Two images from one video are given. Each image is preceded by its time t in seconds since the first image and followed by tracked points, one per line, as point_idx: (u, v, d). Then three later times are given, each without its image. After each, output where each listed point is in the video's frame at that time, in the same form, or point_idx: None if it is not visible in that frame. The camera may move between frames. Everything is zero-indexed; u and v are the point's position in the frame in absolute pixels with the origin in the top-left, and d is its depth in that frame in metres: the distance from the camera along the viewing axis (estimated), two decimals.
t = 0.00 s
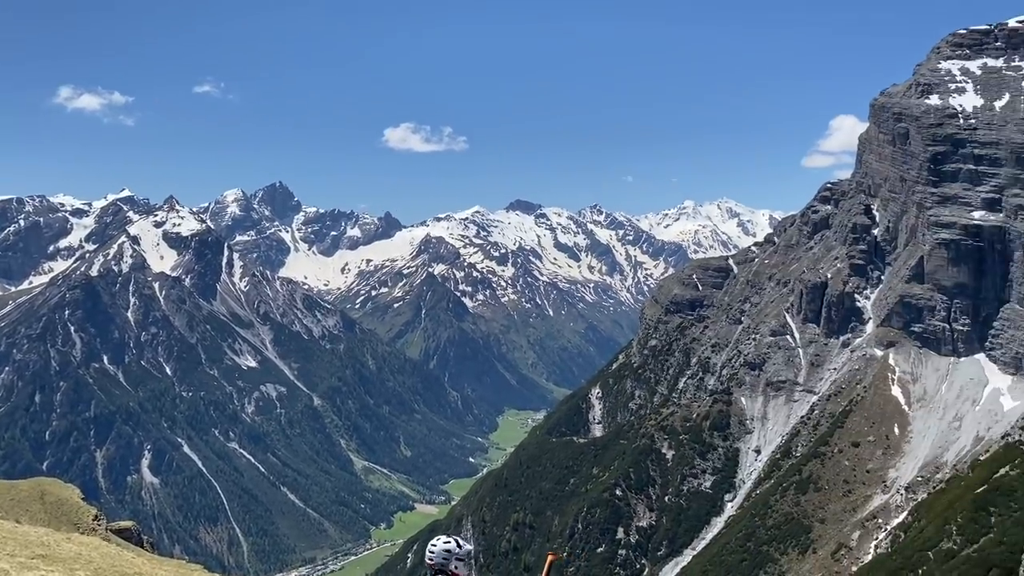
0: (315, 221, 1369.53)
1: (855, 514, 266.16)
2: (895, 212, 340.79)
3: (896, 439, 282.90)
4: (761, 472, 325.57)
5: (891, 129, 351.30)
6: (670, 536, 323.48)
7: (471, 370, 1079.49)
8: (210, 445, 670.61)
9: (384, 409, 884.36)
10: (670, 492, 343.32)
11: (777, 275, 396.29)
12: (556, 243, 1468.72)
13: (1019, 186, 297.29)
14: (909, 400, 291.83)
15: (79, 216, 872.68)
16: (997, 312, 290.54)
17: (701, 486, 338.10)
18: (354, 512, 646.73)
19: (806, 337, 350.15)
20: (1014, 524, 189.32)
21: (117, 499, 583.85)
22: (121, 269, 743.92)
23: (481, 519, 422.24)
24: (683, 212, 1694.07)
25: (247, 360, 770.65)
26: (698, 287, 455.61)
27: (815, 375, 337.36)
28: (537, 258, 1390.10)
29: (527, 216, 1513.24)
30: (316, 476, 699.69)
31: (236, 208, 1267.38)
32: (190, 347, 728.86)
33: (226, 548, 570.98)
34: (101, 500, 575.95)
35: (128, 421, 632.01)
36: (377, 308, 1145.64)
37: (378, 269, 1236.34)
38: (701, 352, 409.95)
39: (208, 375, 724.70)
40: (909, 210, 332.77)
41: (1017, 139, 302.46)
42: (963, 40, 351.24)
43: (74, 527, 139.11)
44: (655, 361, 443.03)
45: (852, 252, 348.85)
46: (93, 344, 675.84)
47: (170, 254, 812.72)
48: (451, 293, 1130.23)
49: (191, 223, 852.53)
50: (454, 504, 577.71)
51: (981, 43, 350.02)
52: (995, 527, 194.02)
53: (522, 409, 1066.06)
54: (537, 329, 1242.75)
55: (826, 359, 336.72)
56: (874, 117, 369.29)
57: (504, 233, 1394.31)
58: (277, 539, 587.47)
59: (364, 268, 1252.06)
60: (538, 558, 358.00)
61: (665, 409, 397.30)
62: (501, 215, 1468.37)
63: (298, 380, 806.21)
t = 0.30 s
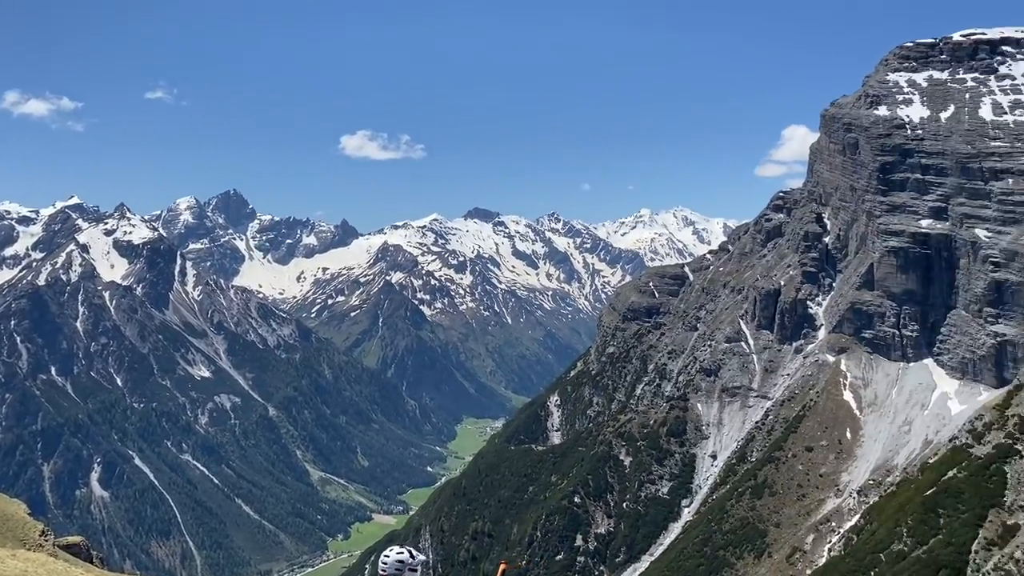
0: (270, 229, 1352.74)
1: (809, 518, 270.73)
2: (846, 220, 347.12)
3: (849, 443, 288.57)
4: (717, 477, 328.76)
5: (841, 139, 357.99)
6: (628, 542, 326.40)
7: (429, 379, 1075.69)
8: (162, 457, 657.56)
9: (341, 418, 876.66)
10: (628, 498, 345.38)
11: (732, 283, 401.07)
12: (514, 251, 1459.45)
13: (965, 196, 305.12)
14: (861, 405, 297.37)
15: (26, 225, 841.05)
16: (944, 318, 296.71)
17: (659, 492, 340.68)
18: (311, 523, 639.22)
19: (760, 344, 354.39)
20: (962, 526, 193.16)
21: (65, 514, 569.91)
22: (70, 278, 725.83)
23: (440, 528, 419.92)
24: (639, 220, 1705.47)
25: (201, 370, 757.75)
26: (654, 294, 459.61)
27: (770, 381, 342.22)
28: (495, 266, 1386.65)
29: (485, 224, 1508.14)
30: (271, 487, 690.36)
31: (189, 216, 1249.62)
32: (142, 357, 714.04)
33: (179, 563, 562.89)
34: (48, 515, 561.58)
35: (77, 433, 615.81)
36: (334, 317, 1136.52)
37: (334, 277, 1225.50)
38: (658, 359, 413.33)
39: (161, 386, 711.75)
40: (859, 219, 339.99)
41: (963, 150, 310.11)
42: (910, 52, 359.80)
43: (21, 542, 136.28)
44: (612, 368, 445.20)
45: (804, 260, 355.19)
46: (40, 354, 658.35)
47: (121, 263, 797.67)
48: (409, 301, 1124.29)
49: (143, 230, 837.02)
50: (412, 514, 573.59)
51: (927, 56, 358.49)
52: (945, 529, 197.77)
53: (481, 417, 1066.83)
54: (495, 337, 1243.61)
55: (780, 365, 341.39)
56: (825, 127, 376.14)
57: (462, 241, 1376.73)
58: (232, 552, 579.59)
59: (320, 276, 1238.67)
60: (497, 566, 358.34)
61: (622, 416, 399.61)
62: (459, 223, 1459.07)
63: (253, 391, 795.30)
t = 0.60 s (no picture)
0: (224, 238, 1333.34)
1: (765, 524, 274.23)
2: (798, 230, 352.92)
3: (803, 450, 292.88)
4: (675, 484, 330.91)
5: (794, 150, 363.91)
6: (587, 550, 328.40)
7: (387, 390, 1069.14)
8: (113, 471, 642.60)
9: (297, 430, 866.55)
10: (586, 507, 346.32)
11: (688, 291, 405.11)
12: (472, 260, 1454.60)
13: (913, 207, 311.75)
14: (814, 411, 302.31)
15: None
16: (894, 326, 303.27)
17: (617, 500, 341.66)
18: (266, 537, 630.16)
19: (716, 351, 357.82)
20: (913, 530, 196.68)
21: (10, 531, 553.66)
22: (16, 289, 705.48)
23: (398, 540, 416.66)
24: (597, 229, 1714.41)
25: (153, 382, 743.14)
26: (612, 303, 462.22)
27: (725, 389, 345.56)
28: (454, 275, 1380.40)
29: (444, 232, 1500.78)
30: (226, 500, 679.24)
31: (140, 225, 1226.34)
32: (92, 369, 697.68)
33: None
34: None
35: (23, 448, 597.16)
36: (290, 327, 1123.99)
37: (290, 286, 1211.25)
38: (616, 367, 415.31)
39: (111, 398, 696.68)
40: (811, 228, 345.51)
41: (911, 161, 316.70)
42: (859, 66, 367.39)
43: None
44: (571, 377, 446.32)
45: (757, 269, 360.64)
46: None
47: (70, 273, 779.96)
48: (366, 311, 1116.02)
49: (93, 240, 819.70)
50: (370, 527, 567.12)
51: (876, 69, 366.21)
52: (896, 532, 201.49)
53: (439, 428, 1064.77)
54: (454, 346, 1241.40)
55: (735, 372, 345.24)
56: (778, 138, 382.20)
57: (420, 251, 1367.65)
58: (185, 567, 569.55)
59: (275, 286, 1222.20)
60: None
61: (581, 425, 400.46)
62: (417, 232, 1448.03)
63: (206, 403, 781.40)
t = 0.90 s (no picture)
0: (178, 248, 1312.37)
1: (722, 531, 276.57)
2: (752, 240, 357.65)
3: (758, 457, 296.30)
4: (633, 493, 331.88)
5: (747, 162, 369.24)
6: (546, 560, 328.29)
7: (344, 402, 1060.22)
8: (61, 487, 626.03)
9: (252, 443, 854.34)
10: (545, 517, 346.26)
11: (645, 301, 408.17)
12: (431, 270, 1446.97)
13: (863, 218, 317.94)
14: (769, 419, 306.17)
15: None
16: (846, 335, 308.63)
17: (576, 509, 342.28)
18: (220, 552, 619.35)
19: (672, 361, 360.82)
20: (866, 535, 199.69)
21: None
22: None
23: (355, 554, 413.20)
24: (556, 239, 1718.74)
25: (104, 396, 726.15)
26: (570, 312, 463.66)
27: (682, 398, 348.48)
28: (412, 285, 1372.24)
29: (402, 242, 1492.05)
30: (179, 515, 666.37)
31: (91, 235, 1201.20)
32: (40, 383, 678.87)
33: None
34: None
35: None
36: (245, 339, 1108.99)
37: (245, 297, 1194.95)
38: (574, 377, 416.38)
39: (60, 412, 679.10)
40: (765, 239, 350.49)
41: (861, 173, 323.09)
42: (811, 80, 374.18)
43: None
44: (530, 387, 446.61)
45: (713, 279, 364.81)
46: None
47: (17, 283, 760.66)
48: (322, 321, 1105.18)
49: (42, 249, 800.27)
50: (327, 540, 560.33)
51: (827, 83, 373.25)
52: (849, 539, 204.80)
53: (397, 439, 1057.50)
54: (412, 357, 1236.18)
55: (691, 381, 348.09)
56: (732, 150, 387.45)
57: (378, 261, 1353.11)
58: None
59: (230, 297, 1203.08)
60: None
61: (540, 434, 400.52)
62: (375, 242, 1430.75)
63: (159, 416, 766.70)
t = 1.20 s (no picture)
0: (128, 259, 1287.73)
1: (678, 540, 278.43)
2: (706, 251, 361.71)
3: (713, 466, 299.18)
4: (591, 503, 331.95)
5: (701, 175, 374.10)
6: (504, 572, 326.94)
7: (299, 415, 1048.98)
8: (5, 505, 607.19)
9: (205, 457, 840.20)
10: (503, 528, 345.16)
11: (603, 311, 410.29)
12: (388, 280, 1432.83)
13: (814, 229, 323.55)
14: (724, 428, 309.45)
15: None
16: (798, 345, 313.48)
17: (533, 520, 341.78)
18: (172, 569, 606.17)
19: (629, 370, 362.93)
20: (819, 542, 202.59)
21: None
22: None
23: (311, 568, 408.57)
24: (514, 250, 1713.90)
25: (50, 410, 709.77)
26: (528, 323, 463.64)
27: (639, 407, 350.15)
28: (369, 295, 1358.79)
29: (359, 253, 1478.84)
30: (128, 532, 651.22)
31: (38, 245, 1170.80)
32: None
33: None
34: None
35: None
36: (198, 351, 1091.00)
37: (198, 308, 1176.30)
38: (532, 388, 416.22)
39: (4, 428, 658.67)
40: (719, 249, 354.81)
41: (812, 186, 329.00)
42: (763, 94, 381.12)
43: None
44: (488, 398, 445.68)
45: (669, 289, 368.50)
46: None
47: None
48: (277, 333, 1091.95)
49: None
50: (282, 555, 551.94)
51: (778, 97, 380.08)
52: (803, 546, 207.71)
53: (353, 452, 1047.10)
54: (369, 369, 1228.14)
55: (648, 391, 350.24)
56: (687, 163, 392.34)
57: (334, 271, 1330.14)
58: None
59: (182, 308, 1186.50)
60: None
61: (498, 446, 399.35)
62: (330, 252, 1407.43)
63: (108, 430, 750.34)
